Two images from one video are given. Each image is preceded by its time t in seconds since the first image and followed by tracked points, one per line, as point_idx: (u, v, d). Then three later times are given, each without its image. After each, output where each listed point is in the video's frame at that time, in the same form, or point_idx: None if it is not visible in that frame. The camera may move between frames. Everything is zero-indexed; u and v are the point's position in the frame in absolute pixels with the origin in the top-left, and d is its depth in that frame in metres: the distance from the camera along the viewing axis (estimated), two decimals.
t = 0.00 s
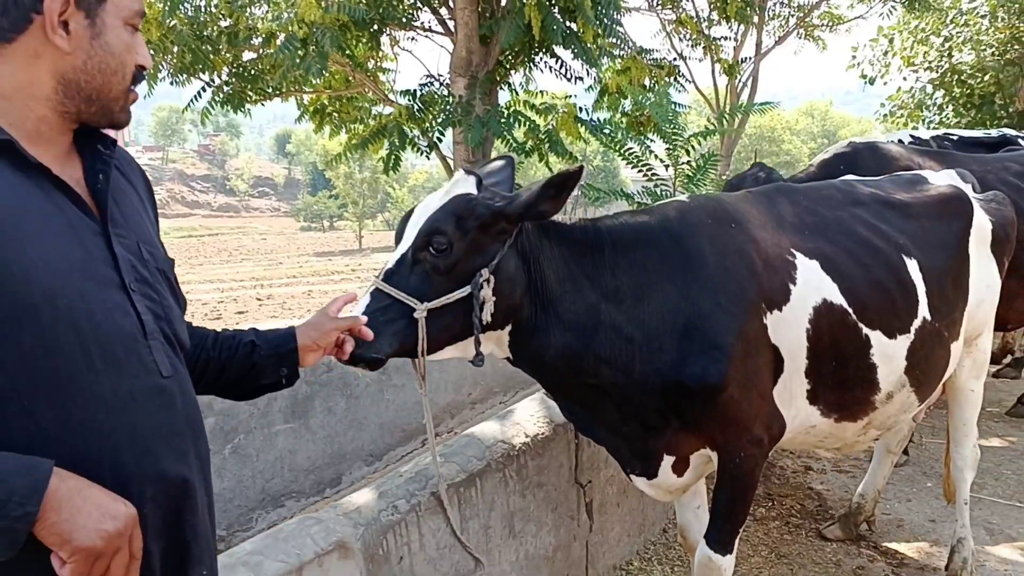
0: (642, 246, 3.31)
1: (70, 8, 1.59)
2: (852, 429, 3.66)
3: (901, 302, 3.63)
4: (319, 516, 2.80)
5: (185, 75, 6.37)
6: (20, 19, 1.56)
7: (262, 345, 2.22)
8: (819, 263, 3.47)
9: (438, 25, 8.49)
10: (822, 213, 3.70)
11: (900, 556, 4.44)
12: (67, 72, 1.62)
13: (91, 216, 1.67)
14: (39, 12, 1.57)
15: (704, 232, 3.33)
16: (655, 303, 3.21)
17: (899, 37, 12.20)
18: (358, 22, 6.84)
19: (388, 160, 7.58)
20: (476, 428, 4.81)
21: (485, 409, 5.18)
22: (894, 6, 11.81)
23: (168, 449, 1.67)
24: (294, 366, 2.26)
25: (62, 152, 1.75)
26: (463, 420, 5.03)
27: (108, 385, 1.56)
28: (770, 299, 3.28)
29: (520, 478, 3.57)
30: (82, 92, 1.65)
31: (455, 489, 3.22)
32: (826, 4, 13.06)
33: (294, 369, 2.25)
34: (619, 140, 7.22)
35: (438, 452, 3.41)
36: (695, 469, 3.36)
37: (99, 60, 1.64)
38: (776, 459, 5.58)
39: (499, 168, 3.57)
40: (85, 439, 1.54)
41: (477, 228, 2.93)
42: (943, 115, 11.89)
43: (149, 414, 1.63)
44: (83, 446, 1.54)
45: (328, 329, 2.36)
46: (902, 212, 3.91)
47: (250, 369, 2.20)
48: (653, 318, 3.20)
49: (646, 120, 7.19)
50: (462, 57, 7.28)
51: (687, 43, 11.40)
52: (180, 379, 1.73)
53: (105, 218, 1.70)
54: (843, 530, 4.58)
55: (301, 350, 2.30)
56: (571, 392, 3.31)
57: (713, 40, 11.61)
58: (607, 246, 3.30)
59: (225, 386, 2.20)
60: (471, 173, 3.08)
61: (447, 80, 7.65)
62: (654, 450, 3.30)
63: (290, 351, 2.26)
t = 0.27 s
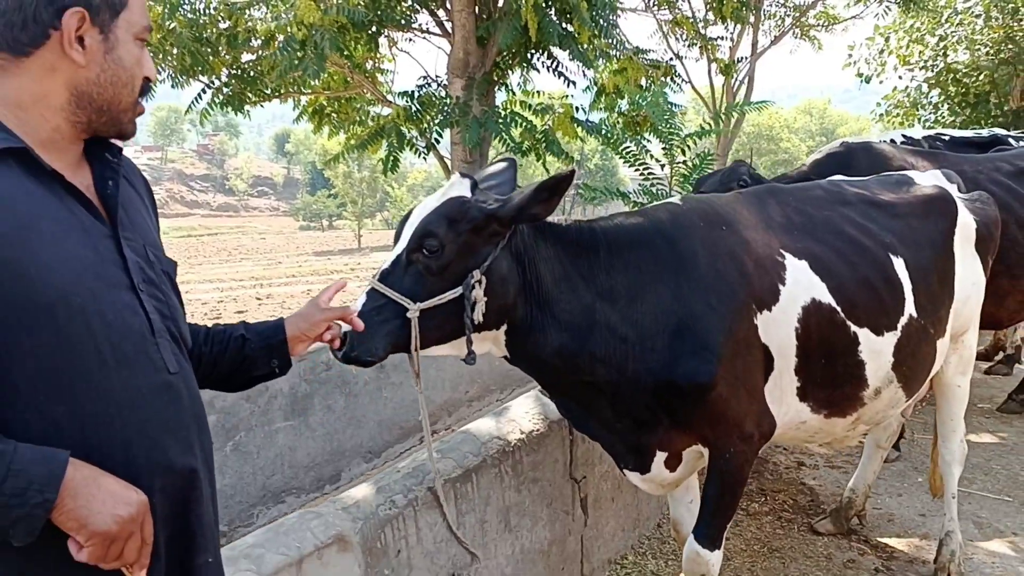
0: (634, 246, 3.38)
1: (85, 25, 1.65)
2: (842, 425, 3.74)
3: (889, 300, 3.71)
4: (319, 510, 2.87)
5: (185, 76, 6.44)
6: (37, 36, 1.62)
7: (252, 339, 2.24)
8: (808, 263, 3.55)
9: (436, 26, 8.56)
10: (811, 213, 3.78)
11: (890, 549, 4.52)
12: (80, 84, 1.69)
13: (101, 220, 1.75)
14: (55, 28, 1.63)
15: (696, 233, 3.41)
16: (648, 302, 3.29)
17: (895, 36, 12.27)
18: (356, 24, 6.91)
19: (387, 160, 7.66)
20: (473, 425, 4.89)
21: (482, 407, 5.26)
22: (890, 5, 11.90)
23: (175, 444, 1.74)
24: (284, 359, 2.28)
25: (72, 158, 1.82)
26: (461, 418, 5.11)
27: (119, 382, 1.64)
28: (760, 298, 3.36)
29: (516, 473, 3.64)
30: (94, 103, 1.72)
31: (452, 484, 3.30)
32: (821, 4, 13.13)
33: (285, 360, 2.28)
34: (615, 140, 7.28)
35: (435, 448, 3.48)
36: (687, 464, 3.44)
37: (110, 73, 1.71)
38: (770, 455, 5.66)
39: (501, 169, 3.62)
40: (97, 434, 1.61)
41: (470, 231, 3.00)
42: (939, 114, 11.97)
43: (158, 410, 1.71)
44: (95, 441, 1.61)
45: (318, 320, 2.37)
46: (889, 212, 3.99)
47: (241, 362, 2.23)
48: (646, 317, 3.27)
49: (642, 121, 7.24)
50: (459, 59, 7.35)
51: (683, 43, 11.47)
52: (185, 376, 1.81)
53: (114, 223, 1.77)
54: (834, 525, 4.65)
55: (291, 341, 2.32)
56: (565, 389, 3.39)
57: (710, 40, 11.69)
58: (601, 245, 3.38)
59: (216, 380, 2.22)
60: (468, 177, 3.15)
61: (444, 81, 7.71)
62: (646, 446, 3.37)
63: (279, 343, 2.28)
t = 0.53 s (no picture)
0: (634, 249, 3.42)
1: (72, 33, 1.71)
2: (842, 426, 3.76)
3: (890, 302, 3.73)
4: (322, 509, 2.94)
5: (199, 81, 6.52)
6: (28, 48, 1.69)
7: (250, 343, 2.30)
8: (808, 266, 3.57)
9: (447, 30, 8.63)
10: (812, 215, 3.80)
11: (895, 549, 4.54)
12: (74, 92, 1.76)
13: (103, 228, 1.82)
14: (44, 38, 1.69)
15: (696, 236, 3.44)
16: (647, 304, 3.33)
17: (910, 34, 12.21)
18: (367, 28, 6.97)
19: (398, 163, 7.73)
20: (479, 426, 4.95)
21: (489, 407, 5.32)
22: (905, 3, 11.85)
23: (171, 445, 1.81)
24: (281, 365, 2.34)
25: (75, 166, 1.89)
26: (467, 418, 5.17)
27: (117, 384, 1.71)
28: (759, 301, 3.39)
29: (518, 473, 3.70)
30: (89, 110, 1.78)
31: (453, 484, 3.35)
32: (835, 3, 13.09)
33: (281, 364, 2.34)
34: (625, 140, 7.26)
35: (438, 448, 3.54)
36: (686, 465, 3.49)
37: (100, 80, 1.77)
38: (777, 456, 5.67)
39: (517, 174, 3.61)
40: (95, 435, 1.68)
41: (463, 231, 3.07)
42: (955, 112, 11.90)
43: (155, 412, 1.78)
44: (93, 442, 1.68)
45: (314, 327, 2.45)
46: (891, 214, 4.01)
47: (239, 364, 2.30)
48: (644, 319, 3.31)
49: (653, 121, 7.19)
50: (470, 62, 7.41)
51: (695, 43, 11.48)
52: (182, 378, 1.88)
53: (115, 231, 1.84)
54: (839, 525, 4.67)
55: (287, 347, 2.43)
56: (565, 391, 3.44)
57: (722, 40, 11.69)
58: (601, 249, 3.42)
59: (217, 381, 2.30)
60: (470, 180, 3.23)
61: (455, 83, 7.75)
62: (645, 447, 3.42)
63: (277, 347, 2.34)
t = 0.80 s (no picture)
0: (654, 257, 3.44)
1: (78, 59, 1.83)
2: (869, 436, 3.73)
3: (917, 310, 3.70)
4: (344, 511, 3.03)
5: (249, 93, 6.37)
6: (39, 74, 1.82)
7: (265, 348, 2.41)
8: (833, 275, 3.56)
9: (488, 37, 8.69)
10: (839, 223, 3.78)
11: (929, 561, 4.47)
12: (84, 115, 1.87)
13: (118, 243, 1.93)
14: (51, 64, 1.82)
15: (717, 245, 3.45)
16: (667, 313, 3.35)
17: (964, 34, 11.93)
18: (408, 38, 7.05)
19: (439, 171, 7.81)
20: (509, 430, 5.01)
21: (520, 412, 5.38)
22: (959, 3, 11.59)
23: (179, 449, 1.91)
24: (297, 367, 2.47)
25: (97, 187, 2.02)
26: (498, 423, 5.24)
27: (126, 390, 1.81)
28: (782, 310, 3.40)
29: (541, 478, 3.74)
30: (98, 132, 1.89)
31: (475, 488, 3.42)
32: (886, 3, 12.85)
33: (297, 367, 2.45)
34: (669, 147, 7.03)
35: (461, 453, 3.61)
36: (707, 474, 3.50)
37: (106, 102, 1.88)
38: (813, 464, 5.62)
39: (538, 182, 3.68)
40: (105, 439, 1.79)
41: (475, 240, 3.13)
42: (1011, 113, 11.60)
43: (163, 417, 1.88)
44: (104, 446, 1.79)
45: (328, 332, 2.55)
46: (921, 221, 3.97)
47: (254, 369, 2.40)
48: (665, 329, 3.33)
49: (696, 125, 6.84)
50: (509, 69, 7.46)
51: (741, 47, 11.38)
52: (191, 386, 1.97)
53: (128, 246, 1.95)
54: (873, 535, 4.62)
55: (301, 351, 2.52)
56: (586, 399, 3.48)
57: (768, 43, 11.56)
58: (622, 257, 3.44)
59: (234, 385, 2.40)
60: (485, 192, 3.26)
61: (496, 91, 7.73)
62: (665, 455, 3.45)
63: (290, 353, 2.45)
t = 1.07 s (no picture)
0: (700, 273, 3.47)
1: (95, 91, 1.99)
2: (926, 458, 3.67)
3: (975, 330, 3.63)
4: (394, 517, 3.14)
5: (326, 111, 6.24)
6: (69, 107, 2.01)
7: (307, 361, 2.59)
8: (888, 294, 3.52)
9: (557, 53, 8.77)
10: (895, 241, 3.73)
11: None
12: (108, 143, 2.03)
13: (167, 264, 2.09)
14: (75, 98, 1.99)
15: (765, 263, 3.47)
16: (713, 331, 3.38)
17: None
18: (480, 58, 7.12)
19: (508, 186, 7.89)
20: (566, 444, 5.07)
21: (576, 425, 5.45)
22: None
23: (221, 456, 2.07)
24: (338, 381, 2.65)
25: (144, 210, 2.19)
26: (554, 436, 5.32)
27: (171, 401, 1.97)
28: (834, 329, 3.38)
29: (591, 492, 3.80)
30: (121, 159, 2.04)
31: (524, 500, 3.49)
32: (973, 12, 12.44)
33: (337, 381, 2.63)
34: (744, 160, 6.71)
35: (512, 465, 3.70)
36: (756, 492, 3.50)
37: (124, 130, 2.02)
38: (879, 485, 5.50)
39: (592, 200, 3.73)
40: (152, 446, 1.96)
41: (517, 256, 3.22)
42: None
43: (205, 426, 2.03)
44: (152, 452, 1.96)
45: (367, 347, 2.69)
46: (981, 239, 3.89)
47: (297, 381, 2.57)
48: (711, 346, 3.36)
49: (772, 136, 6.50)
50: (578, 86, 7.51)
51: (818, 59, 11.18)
52: (233, 397, 2.12)
53: (177, 267, 2.11)
54: (936, 559, 4.51)
55: (341, 367, 2.66)
56: (633, 414, 3.52)
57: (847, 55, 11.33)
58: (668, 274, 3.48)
59: (279, 397, 2.57)
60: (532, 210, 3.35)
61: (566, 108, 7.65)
62: (712, 471, 3.47)
63: (331, 366, 2.63)
